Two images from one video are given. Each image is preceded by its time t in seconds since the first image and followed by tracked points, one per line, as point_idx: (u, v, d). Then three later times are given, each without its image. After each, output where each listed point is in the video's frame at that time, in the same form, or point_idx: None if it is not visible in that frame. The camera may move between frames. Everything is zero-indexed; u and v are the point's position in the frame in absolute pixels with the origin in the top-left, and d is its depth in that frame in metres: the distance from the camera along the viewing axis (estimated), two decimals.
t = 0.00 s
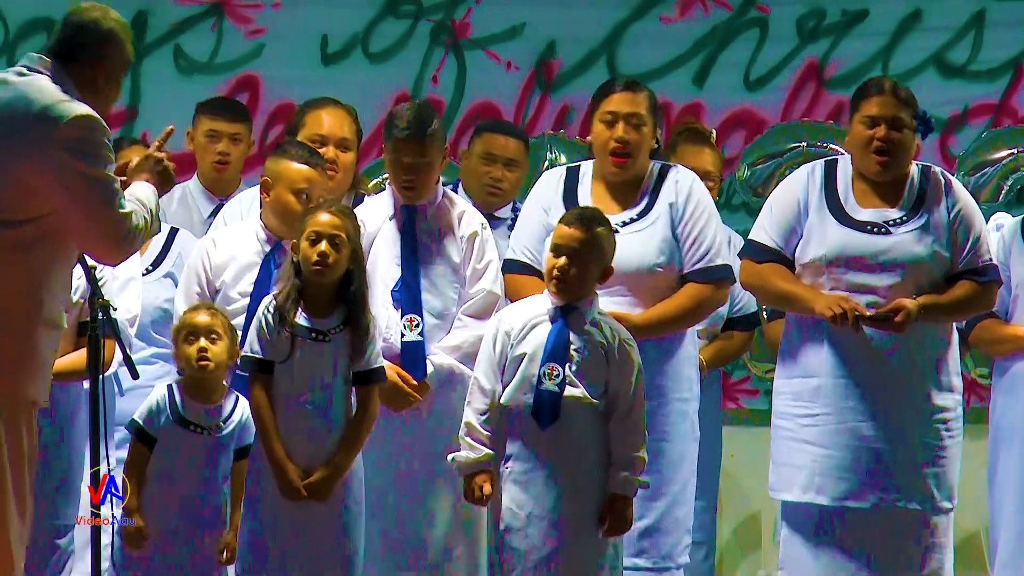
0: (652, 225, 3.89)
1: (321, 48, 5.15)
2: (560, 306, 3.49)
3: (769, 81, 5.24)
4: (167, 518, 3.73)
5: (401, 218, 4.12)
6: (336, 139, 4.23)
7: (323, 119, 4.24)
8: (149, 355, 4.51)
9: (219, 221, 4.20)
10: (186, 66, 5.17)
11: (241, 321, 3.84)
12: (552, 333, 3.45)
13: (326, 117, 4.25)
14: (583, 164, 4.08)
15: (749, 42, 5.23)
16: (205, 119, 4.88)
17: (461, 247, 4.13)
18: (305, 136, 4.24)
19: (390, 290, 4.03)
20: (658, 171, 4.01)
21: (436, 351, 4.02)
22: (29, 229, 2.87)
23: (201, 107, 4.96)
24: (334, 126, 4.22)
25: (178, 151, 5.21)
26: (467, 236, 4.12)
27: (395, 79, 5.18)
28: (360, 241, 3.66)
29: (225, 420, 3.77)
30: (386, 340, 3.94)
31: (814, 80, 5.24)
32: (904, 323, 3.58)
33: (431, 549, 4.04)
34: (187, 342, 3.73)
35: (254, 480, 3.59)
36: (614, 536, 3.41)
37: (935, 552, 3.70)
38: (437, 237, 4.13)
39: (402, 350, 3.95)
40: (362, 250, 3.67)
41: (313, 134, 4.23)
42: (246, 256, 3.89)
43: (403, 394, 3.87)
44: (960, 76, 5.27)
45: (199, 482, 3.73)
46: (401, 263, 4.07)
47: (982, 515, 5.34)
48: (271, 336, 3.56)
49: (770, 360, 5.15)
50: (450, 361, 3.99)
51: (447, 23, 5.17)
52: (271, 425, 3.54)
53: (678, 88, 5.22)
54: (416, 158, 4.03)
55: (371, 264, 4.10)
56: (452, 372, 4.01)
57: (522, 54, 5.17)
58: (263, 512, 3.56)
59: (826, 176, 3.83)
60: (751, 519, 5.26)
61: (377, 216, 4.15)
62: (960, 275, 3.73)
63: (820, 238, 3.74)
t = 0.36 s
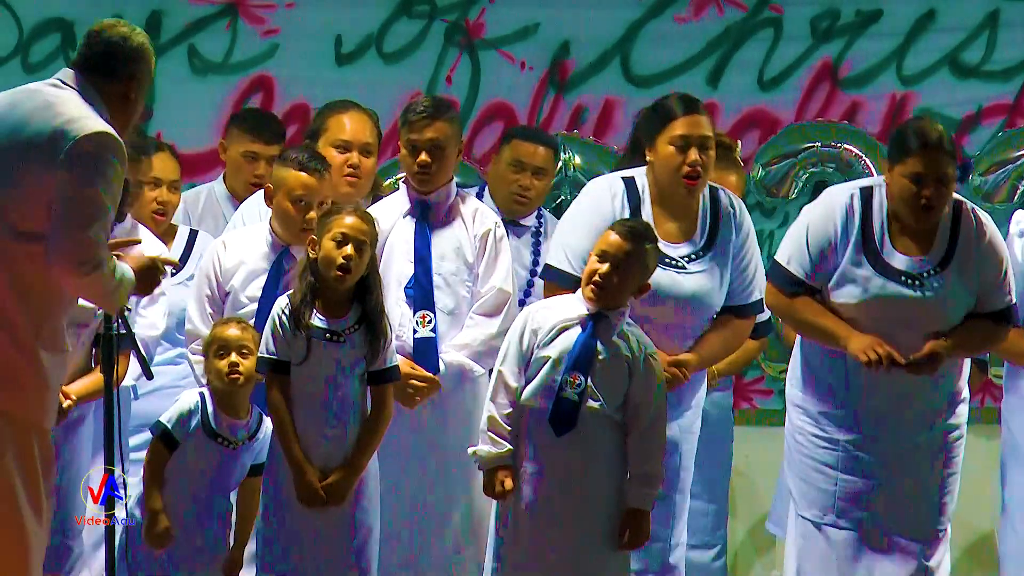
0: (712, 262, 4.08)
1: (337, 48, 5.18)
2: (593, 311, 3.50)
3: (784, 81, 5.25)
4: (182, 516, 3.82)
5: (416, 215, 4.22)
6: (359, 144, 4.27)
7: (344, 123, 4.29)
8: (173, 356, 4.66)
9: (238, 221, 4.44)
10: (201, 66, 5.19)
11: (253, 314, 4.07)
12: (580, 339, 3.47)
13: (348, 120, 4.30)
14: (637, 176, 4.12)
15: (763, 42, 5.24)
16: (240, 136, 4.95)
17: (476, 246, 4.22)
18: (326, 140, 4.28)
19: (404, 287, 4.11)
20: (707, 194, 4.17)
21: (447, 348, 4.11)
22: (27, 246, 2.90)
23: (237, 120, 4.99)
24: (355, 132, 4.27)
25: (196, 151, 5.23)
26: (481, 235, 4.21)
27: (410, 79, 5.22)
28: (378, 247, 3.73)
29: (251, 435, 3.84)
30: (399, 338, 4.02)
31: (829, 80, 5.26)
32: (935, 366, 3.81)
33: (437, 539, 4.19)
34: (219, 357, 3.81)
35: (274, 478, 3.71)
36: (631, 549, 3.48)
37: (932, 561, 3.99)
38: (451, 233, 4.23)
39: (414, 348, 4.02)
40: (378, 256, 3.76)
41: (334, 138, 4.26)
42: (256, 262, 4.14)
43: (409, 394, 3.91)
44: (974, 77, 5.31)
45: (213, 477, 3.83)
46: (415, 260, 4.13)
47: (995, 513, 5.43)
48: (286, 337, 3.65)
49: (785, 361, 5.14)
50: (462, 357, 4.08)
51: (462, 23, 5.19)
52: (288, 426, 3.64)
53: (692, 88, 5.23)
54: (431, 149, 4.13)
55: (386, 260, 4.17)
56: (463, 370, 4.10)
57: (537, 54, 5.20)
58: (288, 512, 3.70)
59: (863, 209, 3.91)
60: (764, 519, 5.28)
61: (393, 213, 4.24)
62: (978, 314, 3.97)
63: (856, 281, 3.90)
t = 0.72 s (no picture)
0: (733, 262, 4.11)
1: (354, 49, 5.19)
2: (621, 314, 3.52)
3: (801, 81, 5.25)
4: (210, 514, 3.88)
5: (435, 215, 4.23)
6: (379, 145, 4.26)
7: (364, 124, 4.28)
8: (194, 355, 4.69)
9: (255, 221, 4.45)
10: (218, 67, 5.20)
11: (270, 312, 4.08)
12: (608, 343, 3.48)
13: (367, 120, 4.29)
14: (659, 178, 4.17)
15: (781, 43, 5.23)
16: (262, 143, 4.92)
17: (495, 246, 4.21)
18: (346, 141, 4.28)
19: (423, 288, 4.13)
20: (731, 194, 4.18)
21: (467, 349, 4.08)
22: (69, 234, 3.16)
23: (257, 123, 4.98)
24: (375, 133, 4.26)
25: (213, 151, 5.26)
26: (499, 236, 4.20)
27: (427, 79, 5.22)
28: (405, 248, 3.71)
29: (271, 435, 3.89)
30: (418, 339, 4.04)
31: (846, 80, 5.25)
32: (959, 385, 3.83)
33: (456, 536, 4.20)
34: (238, 362, 3.85)
35: (290, 476, 3.74)
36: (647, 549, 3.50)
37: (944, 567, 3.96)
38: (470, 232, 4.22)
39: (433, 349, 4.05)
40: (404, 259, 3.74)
41: (354, 139, 4.26)
42: (273, 261, 4.15)
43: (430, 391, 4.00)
44: (992, 77, 5.30)
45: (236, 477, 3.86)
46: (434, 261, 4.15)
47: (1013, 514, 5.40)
48: (302, 337, 3.66)
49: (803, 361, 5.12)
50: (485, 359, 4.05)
51: (479, 24, 5.19)
52: (302, 430, 3.67)
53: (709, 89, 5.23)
54: (451, 150, 4.13)
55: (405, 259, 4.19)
56: (482, 369, 4.06)
57: (554, 55, 5.21)
58: (302, 512, 3.71)
59: (888, 232, 3.94)
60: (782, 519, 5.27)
61: (412, 213, 4.26)
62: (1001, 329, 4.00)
63: (881, 301, 3.95)
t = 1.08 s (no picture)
0: (750, 263, 4.12)
1: (373, 50, 5.20)
2: (640, 318, 3.52)
3: (821, 82, 5.25)
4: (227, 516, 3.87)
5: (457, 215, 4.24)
6: (398, 146, 4.27)
7: (383, 124, 4.30)
8: (212, 356, 4.69)
9: (275, 222, 4.46)
10: (236, 68, 5.21)
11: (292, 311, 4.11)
12: (628, 346, 3.49)
13: (386, 122, 4.30)
14: (678, 179, 4.18)
15: (800, 44, 5.23)
16: (278, 143, 4.91)
17: (519, 247, 4.23)
18: (365, 142, 4.29)
19: (448, 288, 4.15)
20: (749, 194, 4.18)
21: (493, 349, 4.12)
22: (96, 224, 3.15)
23: (274, 122, 4.98)
24: (394, 134, 4.27)
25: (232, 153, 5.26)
26: (524, 237, 4.22)
27: (446, 81, 5.22)
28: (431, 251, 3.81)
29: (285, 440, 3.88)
30: (442, 340, 4.07)
31: (865, 81, 5.25)
32: (978, 383, 3.83)
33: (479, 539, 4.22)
34: (258, 364, 3.84)
35: (311, 476, 3.76)
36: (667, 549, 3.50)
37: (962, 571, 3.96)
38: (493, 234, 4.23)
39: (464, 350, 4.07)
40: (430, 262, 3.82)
41: (373, 139, 4.27)
42: (295, 262, 4.17)
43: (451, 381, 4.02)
44: (1010, 78, 5.30)
45: (255, 478, 3.86)
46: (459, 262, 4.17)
47: None
48: (327, 337, 3.70)
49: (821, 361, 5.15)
50: (510, 361, 4.09)
51: (498, 25, 5.19)
52: (326, 430, 3.69)
53: (728, 90, 5.23)
54: (472, 153, 4.13)
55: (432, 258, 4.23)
56: (509, 371, 4.11)
57: (573, 55, 5.21)
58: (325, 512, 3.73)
59: (907, 230, 3.93)
60: (801, 519, 5.27)
61: (436, 214, 4.27)
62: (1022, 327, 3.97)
63: (898, 301, 3.94)
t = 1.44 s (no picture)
0: (771, 264, 4.11)
1: (393, 50, 5.21)
2: (660, 316, 3.53)
3: (841, 82, 5.25)
4: (244, 514, 3.86)
5: (483, 218, 4.29)
6: (420, 146, 4.28)
7: (406, 124, 4.30)
8: (230, 355, 4.77)
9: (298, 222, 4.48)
10: (257, 69, 5.23)
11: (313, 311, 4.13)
12: (646, 346, 3.49)
13: (408, 121, 4.31)
14: (697, 180, 4.19)
15: (820, 44, 5.24)
16: (298, 141, 4.93)
17: (545, 249, 4.29)
18: (388, 142, 4.29)
19: (472, 290, 4.19)
20: (770, 194, 4.18)
21: (517, 351, 4.19)
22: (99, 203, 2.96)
23: (295, 122, 5.00)
24: (416, 134, 4.27)
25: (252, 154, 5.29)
26: (549, 239, 4.29)
27: (466, 81, 5.23)
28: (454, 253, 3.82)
29: (299, 439, 3.87)
30: (466, 341, 4.12)
31: (885, 81, 5.25)
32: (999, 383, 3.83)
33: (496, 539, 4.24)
34: (275, 363, 3.86)
35: (331, 476, 3.78)
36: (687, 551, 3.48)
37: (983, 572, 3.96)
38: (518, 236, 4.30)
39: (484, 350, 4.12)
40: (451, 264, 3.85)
41: (396, 140, 4.28)
42: (318, 262, 4.19)
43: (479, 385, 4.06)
44: None
45: (271, 476, 3.86)
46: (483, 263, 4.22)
47: None
48: (351, 337, 3.73)
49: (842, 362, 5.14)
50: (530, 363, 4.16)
51: (518, 25, 5.20)
52: (349, 429, 3.70)
53: (748, 90, 5.23)
54: (491, 152, 4.18)
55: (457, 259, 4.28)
56: (533, 373, 4.18)
57: (593, 55, 5.21)
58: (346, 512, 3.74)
59: (928, 230, 3.93)
60: (821, 519, 5.27)
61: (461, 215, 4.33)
62: None
63: (918, 301, 3.94)
